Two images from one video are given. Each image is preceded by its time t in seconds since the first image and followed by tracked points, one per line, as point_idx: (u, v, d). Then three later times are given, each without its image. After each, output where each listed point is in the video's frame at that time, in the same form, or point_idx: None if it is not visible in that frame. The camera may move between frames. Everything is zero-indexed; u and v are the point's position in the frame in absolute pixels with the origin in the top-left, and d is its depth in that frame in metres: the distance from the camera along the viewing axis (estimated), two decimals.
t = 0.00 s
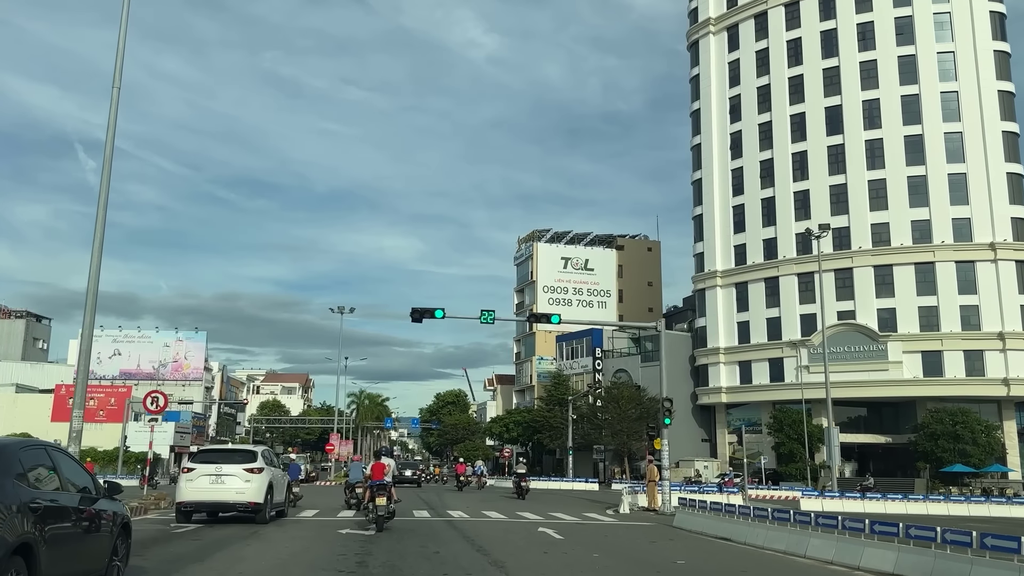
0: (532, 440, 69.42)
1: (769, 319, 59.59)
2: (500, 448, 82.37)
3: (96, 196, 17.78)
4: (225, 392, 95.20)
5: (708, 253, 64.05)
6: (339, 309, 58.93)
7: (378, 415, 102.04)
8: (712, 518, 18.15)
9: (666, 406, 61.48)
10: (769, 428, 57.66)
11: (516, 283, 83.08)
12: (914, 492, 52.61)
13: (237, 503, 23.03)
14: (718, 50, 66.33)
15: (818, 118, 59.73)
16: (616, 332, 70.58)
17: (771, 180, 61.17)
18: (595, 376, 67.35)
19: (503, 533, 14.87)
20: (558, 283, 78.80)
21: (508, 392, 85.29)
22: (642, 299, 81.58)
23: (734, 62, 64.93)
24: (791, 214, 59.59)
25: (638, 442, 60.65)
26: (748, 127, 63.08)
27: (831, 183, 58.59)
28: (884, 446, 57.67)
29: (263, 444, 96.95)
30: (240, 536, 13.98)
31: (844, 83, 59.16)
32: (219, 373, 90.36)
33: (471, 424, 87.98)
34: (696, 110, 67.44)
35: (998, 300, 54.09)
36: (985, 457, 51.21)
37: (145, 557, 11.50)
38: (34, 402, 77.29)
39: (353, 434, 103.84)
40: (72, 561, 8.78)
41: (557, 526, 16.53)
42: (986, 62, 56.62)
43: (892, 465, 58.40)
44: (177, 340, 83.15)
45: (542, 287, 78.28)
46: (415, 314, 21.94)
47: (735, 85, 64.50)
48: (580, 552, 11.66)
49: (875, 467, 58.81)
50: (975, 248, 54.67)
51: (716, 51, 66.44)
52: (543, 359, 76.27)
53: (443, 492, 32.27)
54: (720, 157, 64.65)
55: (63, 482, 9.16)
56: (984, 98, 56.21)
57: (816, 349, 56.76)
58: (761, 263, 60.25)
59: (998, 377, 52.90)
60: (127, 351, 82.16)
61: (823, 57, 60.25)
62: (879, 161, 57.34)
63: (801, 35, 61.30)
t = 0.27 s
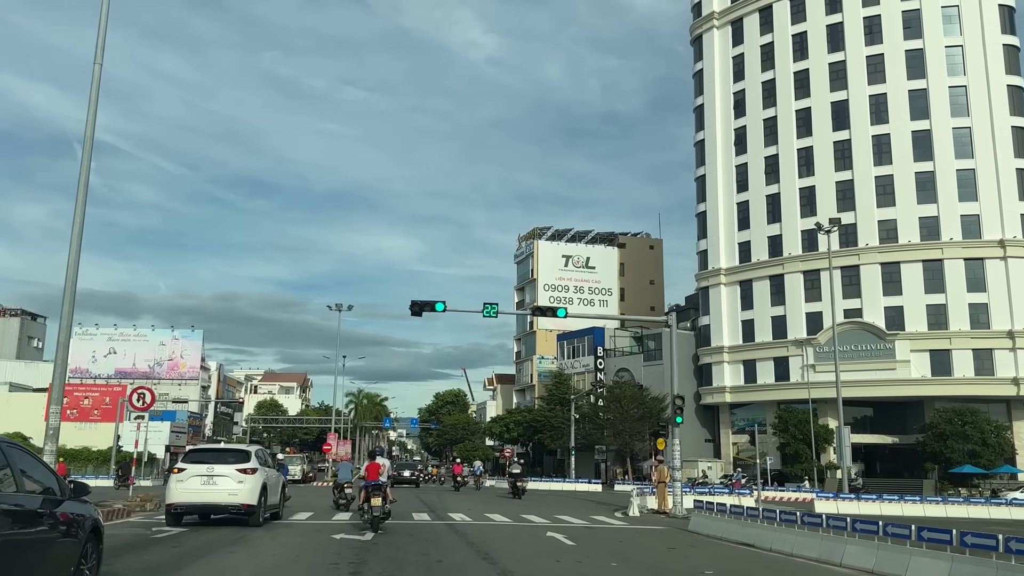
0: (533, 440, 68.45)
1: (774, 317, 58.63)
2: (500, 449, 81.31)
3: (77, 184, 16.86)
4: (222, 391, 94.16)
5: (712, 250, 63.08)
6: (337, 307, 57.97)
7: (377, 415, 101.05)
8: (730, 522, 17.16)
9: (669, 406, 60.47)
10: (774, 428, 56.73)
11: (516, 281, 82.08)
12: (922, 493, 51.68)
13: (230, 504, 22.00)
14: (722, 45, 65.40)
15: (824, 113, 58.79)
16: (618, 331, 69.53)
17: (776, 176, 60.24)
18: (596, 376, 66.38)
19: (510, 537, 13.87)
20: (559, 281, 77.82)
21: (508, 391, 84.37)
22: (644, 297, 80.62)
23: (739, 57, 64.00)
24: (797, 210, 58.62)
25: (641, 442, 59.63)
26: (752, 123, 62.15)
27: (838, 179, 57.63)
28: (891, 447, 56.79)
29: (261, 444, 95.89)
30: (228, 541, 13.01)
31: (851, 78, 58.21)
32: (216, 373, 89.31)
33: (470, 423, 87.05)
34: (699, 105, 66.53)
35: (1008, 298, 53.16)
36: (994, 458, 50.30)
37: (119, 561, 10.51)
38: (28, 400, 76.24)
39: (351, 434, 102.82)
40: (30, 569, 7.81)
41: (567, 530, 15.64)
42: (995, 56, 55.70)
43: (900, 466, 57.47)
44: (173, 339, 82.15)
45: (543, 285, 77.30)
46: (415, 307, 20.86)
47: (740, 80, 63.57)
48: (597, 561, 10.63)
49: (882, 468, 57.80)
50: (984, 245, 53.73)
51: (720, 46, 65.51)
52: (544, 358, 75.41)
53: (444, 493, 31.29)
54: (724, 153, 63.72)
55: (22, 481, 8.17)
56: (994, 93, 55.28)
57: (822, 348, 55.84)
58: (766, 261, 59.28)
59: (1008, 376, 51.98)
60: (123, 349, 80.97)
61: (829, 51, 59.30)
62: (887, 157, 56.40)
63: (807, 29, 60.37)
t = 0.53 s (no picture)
0: (534, 441, 67.34)
1: (780, 315, 57.53)
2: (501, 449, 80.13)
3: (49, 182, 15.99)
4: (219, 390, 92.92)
5: (717, 247, 61.96)
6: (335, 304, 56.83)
7: (376, 415, 99.92)
8: (751, 526, 16.04)
9: (674, 405, 59.31)
10: (780, 428, 55.64)
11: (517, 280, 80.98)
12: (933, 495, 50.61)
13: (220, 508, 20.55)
14: (726, 39, 64.34)
15: (831, 107, 57.70)
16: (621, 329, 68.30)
17: (783, 171, 59.15)
18: (598, 375, 65.23)
19: (519, 545, 12.75)
20: (560, 279, 76.70)
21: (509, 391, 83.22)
22: (647, 296, 79.47)
23: (744, 50, 62.93)
24: (804, 206, 57.54)
25: (645, 443, 58.47)
26: (758, 118, 61.08)
27: (846, 175, 56.54)
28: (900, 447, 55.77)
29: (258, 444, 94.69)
30: (212, 548, 11.90)
31: (859, 71, 57.10)
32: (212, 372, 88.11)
33: (470, 423, 85.96)
34: (704, 100, 65.50)
35: (1020, 295, 52.07)
36: (1006, 459, 49.18)
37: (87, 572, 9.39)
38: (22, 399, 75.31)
39: (350, 435, 101.70)
40: None
41: (579, 536, 14.56)
42: (1007, 49, 54.58)
43: (908, 467, 56.36)
44: (169, 337, 81.04)
45: (545, 283, 76.19)
46: (415, 299, 19.83)
47: (745, 75, 62.51)
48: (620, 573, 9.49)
49: (890, 468, 56.63)
50: (996, 242, 52.63)
51: (725, 40, 64.44)
52: (545, 358, 74.33)
53: (445, 494, 30.20)
54: (729, 149, 62.65)
55: None
56: (1005, 87, 54.18)
57: (830, 347, 54.74)
58: (773, 258, 58.17)
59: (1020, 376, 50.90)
60: (117, 348, 79.73)
61: (836, 44, 58.20)
62: (896, 152, 55.30)
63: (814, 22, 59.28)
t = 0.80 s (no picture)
0: (536, 441, 66.04)
1: (788, 313, 56.30)
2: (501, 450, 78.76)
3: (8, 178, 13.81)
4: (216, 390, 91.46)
5: (722, 243, 60.68)
6: (333, 300, 55.49)
7: (374, 414, 98.60)
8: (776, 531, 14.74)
9: (679, 405, 57.99)
10: (789, 428, 54.47)
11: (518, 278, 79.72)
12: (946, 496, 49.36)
13: (209, 511, 19.15)
14: (733, 32, 63.09)
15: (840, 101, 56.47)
16: (624, 328, 66.97)
17: (790, 166, 57.92)
18: (601, 374, 63.94)
19: (534, 554, 11.52)
20: (562, 276, 75.41)
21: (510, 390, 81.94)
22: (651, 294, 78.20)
23: (751, 43, 61.67)
24: (812, 202, 56.28)
25: (649, 443, 57.13)
26: (765, 111, 59.85)
27: (855, 169, 55.28)
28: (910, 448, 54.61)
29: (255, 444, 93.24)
30: (189, 558, 10.58)
31: (869, 64, 55.81)
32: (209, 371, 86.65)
33: (470, 423, 84.70)
34: (709, 94, 64.29)
35: None
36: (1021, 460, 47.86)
37: None
38: (14, 398, 73.71)
39: (348, 434, 100.39)
40: None
41: (597, 543, 13.31)
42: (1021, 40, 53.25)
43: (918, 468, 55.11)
44: (165, 335, 79.62)
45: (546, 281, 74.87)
46: (416, 288, 18.58)
47: (752, 68, 61.26)
48: None
49: (901, 469, 55.31)
50: (1009, 237, 51.32)
51: (731, 33, 63.18)
52: (547, 357, 73.08)
53: (446, 496, 28.94)
54: (735, 143, 61.39)
55: None
56: (1019, 79, 52.86)
57: (838, 346, 53.53)
58: (780, 254, 56.92)
59: None
60: (112, 346, 78.18)
61: (845, 36, 56.93)
62: (906, 146, 54.03)
63: (822, 13, 58.02)
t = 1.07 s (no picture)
0: (537, 441, 65.00)
1: (795, 311, 55.30)
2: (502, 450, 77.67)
3: None
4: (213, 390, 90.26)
5: (728, 240, 59.62)
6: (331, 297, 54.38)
7: (374, 414, 97.55)
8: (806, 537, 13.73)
9: (684, 405, 56.90)
10: (796, 429, 53.49)
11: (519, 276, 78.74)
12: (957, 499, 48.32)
13: (199, 515, 17.88)
14: (738, 25, 62.10)
15: (848, 95, 55.44)
16: (627, 326, 65.86)
17: (797, 161, 56.92)
18: (604, 373, 62.82)
19: (549, 564, 10.48)
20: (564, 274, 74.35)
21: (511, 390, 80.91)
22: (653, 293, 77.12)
23: (757, 37, 60.67)
24: (820, 198, 55.29)
25: (653, 444, 56.11)
26: (771, 106, 58.86)
27: (863, 164, 54.27)
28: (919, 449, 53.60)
29: (253, 444, 92.07)
30: (167, 568, 9.53)
31: (877, 57, 54.80)
32: (206, 371, 85.45)
33: (470, 423, 83.65)
34: (714, 89, 63.28)
35: None
36: None
37: None
38: (8, 397, 72.63)
39: (347, 435, 99.32)
40: None
41: (614, 551, 12.27)
42: None
43: (928, 470, 54.11)
44: (161, 334, 78.50)
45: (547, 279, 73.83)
46: (416, 278, 17.35)
47: (757, 62, 60.27)
48: None
49: (910, 471, 54.16)
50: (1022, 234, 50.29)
51: (736, 26, 62.18)
52: (548, 355, 72.03)
53: (447, 498, 27.93)
54: (741, 138, 60.41)
55: None
56: None
57: (846, 345, 52.51)
58: (787, 251, 55.91)
59: None
60: (108, 345, 77.09)
61: (853, 29, 55.93)
62: (916, 141, 53.03)
63: (830, 6, 57.01)
